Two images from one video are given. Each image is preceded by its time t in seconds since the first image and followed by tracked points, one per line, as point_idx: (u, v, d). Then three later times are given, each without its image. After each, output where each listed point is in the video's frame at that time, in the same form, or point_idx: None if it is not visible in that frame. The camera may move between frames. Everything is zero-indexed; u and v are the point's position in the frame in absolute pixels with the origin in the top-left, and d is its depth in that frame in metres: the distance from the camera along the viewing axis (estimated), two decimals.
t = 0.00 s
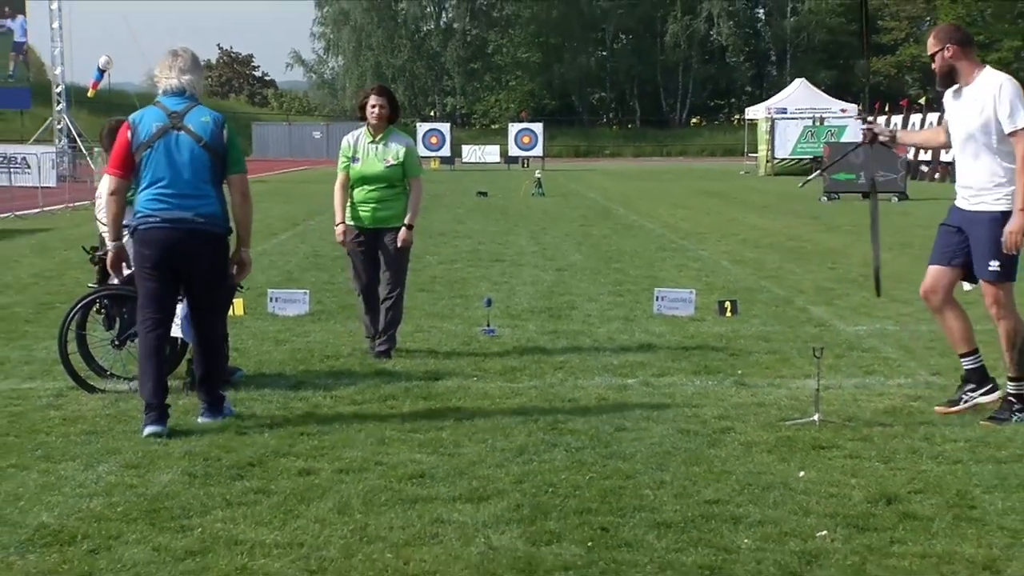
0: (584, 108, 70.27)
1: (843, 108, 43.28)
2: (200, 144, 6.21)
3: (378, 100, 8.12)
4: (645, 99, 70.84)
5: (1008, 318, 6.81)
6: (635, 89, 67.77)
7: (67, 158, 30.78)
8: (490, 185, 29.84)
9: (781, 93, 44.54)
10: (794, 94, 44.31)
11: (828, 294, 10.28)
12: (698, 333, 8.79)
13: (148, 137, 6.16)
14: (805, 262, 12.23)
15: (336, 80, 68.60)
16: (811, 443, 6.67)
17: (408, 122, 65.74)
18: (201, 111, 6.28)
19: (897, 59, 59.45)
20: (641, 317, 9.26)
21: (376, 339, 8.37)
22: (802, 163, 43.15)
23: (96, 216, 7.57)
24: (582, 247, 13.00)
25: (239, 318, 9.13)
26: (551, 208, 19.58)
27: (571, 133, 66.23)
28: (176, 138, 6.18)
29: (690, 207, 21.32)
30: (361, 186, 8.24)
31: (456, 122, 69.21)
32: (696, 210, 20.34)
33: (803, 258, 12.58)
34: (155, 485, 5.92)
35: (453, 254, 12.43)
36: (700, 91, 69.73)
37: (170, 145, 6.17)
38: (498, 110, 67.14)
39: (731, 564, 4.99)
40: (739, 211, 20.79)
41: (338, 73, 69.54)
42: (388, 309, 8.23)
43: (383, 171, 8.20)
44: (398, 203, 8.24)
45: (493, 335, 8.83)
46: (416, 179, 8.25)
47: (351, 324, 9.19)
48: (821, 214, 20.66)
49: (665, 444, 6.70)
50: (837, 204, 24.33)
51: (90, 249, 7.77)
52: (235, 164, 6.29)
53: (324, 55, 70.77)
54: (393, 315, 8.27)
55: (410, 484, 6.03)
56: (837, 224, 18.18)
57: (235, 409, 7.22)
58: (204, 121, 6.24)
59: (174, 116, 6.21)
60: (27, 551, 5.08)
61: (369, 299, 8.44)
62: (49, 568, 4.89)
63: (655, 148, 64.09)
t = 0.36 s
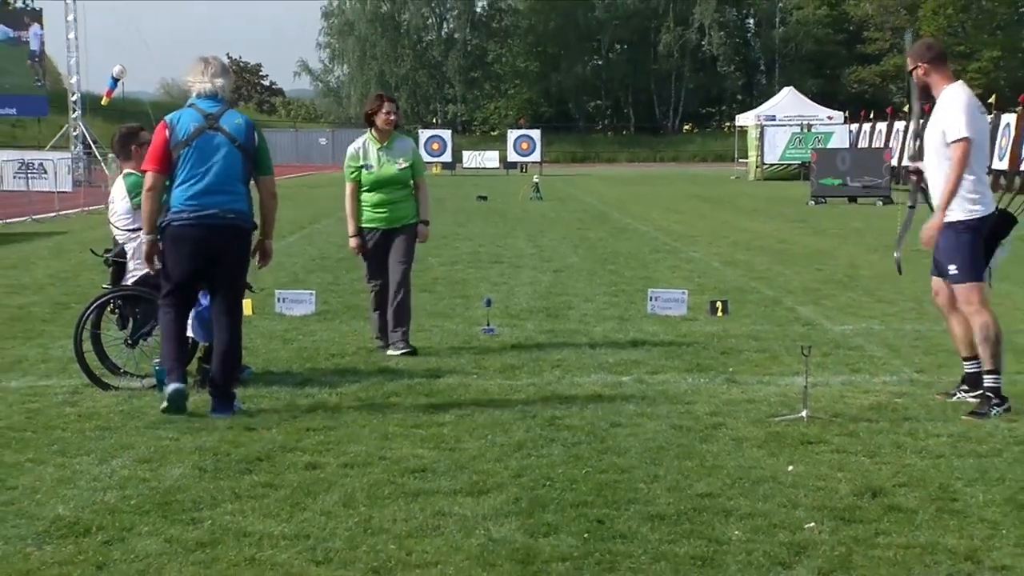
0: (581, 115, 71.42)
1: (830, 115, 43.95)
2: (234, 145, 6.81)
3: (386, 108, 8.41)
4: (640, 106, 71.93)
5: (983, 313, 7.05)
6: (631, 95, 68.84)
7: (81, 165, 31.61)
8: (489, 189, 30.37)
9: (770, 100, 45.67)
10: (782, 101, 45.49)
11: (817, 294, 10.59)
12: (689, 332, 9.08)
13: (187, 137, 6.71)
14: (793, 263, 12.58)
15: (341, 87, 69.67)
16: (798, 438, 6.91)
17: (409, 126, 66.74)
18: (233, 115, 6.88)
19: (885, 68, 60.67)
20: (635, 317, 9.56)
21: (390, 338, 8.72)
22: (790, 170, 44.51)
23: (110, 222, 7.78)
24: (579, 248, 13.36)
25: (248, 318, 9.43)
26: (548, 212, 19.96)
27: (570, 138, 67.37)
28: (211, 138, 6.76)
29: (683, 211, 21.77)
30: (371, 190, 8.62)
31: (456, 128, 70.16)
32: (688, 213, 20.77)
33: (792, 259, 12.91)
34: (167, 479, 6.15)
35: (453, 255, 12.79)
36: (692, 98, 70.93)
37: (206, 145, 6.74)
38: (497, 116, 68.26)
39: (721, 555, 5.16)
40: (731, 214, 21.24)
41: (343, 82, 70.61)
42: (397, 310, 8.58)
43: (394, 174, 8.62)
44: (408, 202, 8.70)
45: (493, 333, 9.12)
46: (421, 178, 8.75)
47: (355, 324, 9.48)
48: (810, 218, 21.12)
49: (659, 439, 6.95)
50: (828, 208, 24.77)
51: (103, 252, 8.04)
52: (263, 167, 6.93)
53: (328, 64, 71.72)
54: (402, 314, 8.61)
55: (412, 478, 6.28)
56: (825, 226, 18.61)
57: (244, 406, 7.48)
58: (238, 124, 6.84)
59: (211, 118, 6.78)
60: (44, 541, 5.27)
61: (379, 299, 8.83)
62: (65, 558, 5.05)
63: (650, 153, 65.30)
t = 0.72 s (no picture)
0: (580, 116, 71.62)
1: (827, 116, 44.14)
2: (231, 148, 6.87)
3: (395, 110, 8.58)
4: (639, 106, 72.09)
5: (900, 299, 7.54)
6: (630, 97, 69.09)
7: (85, 165, 31.74)
8: (489, 189, 30.49)
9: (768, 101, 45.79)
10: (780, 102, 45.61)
11: (814, 293, 10.67)
12: (687, 331, 9.15)
13: (185, 144, 6.79)
14: (790, 262, 12.67)
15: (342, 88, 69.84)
16: (796, 436, 6.97)
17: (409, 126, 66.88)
18: (230, 119, 6.94)
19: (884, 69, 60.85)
20: (634, 316, 9.65)
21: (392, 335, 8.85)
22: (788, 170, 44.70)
23: (113, 220, 7.87)
24: (578, 248, 13.45)
25: (251, 318, 9.52)
26: (548, 211, 19.99)
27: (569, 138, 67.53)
28: (210, 143, 6.83)
29: (682, 210, 21.91)
30: (382, 189, 8.75)
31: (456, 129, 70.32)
32: (687, 214, 20.89)
33: (789, 258, 13.01)
34: (170, 477, 6.22)
35: (454, 254, 12.89)
36: (692, 98, 71.12)
37: (204, 150, 6.81)
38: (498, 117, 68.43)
39: (720, 551, 5.23)
40: (729, 214, 21.37)
41: (344, 83, 70.82)
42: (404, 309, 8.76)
43: (406, 173, 8.75)
44: (418, 200, 8.86)
45: (494, 332, 9.20)
46: (428, 176, 8.90)
47: (357, 323, 9.56)
48: (807, 218, 21.24)
49: (657, 437, 7.02)
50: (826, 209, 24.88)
51: (107, 252, 8.13)
52: (261, 169, 7.01)
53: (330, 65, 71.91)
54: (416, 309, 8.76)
55: (413, 475, 6.35)
56: (822, 226, 18.73)
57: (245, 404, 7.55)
58: (235, 127, 6.90)
59: (207, 123, 6.83)
60: (49, 538, 5.34)
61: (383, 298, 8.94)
62: (69, 555, 5.12)
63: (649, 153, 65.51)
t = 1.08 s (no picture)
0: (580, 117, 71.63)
1: (828, 116, 44.16)
2: (218, 145, 6.91)
3: (419, 113, 8.61)
4: (639, 107, 72.08)
5: (866, 304, 7.73)
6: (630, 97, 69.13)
7: (86, 165, 31.69)
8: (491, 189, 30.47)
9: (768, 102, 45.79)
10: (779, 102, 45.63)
11: (813, 293, 10.69)
12: (687, 331, 9.16)
13: (172, 144, 6.84)
14: (790, 263, 12.69)
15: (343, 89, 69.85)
16: (796, 436, 6.98)
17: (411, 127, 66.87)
18: (214, 116, 6.99)
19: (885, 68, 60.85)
20: (635, 316, 9.66)
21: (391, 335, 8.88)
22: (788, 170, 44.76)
23: (112, 218, 7.91)
24: (578, 248, 13.46)
25: (252, 318, 9.52)
26: (549, 212, 20.03)
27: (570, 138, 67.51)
28: (196, 142, 6.87)
29: (682, 211, 21.93)
30: (405, 189, 8.76)
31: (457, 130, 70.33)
32: (688, 214, 20.89)
33: (789, 259, 13.03)
34: (171, 477, 6.23)
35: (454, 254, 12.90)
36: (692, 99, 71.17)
37: (192, 149, 6.86)
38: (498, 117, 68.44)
39: (720, 551, 5.24)
40: (728, 214, 21.40)
41: (345, 83, 70.81)
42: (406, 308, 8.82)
43: (430, 173, 8.78)
44: (441, 201, 8.91)
45: (494, 332, 9.21)
46: (451, 178, 8.96)
47: (358, 324, 9.56)
48: (806, 218, 21.27)
49: (658, 436, 7.03)
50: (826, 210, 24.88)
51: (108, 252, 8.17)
52: (249, 164, 7.07)
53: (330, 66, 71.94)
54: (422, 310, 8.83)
55: (414, 475, 6.36)
56: (821, 226, 18.74)
57: (244, 403, 7.56)
58: (220, 124, 6.95)
59: (193, 123, 6.88)
60: (51, 538, 5.35)
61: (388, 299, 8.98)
62: (71, 555, 5.12)
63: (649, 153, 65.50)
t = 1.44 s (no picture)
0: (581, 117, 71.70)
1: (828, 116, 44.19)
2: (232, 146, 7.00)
3: (440, 113, 8.63)
4: (639, 107, 72.10)
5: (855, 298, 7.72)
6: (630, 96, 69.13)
7: (87, 166, 31.71)
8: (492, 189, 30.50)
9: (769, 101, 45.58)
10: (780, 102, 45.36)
11: (813, 293, 10.70)
12: (688, 331, 9.17)
13: (192, 143, 6.85)
14: (789, 263, 12.70)
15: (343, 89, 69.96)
16: (796, 436, 6.98)
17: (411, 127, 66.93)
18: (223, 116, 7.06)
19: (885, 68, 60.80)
20: (636, 316, 9.66)
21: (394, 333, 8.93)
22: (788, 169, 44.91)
23: (113, 217, 7.90)
24: (578, 248, 13.47)
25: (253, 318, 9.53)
26: (550, 212, 20.05)
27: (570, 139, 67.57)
28: (213, 141, 6.93)
29: (682, 211, 21.96)
30: (425, 189, 8.77)
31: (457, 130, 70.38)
32: (689, 214, 20.90)
33: (790, 259, 13.05)
34: (172, 477, 6.24)
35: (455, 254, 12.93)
36: (692, 100, 71.19)
37: (210, 148, 6.91)
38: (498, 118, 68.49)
39: (720, 551, 5.24)
40: (728, 214, 21.43)
41: (345, 83, 70.90)
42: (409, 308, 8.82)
43: (451, 174, 8.81)
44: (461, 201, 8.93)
45: (495, 332, 9.22)
46: (472, 179, 8.99)
47: (359, 324, 9.55)
48: (806, 218, 21.27)
49: (659, 437, 7.03)
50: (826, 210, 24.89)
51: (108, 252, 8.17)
52: (256, 163, 7.20)
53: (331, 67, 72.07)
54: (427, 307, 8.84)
55: (414, 475, 6.36)
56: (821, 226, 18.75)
57: (245, 403, 7.56)
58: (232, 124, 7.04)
59: (209, 122, 6.93)
60: (51, 538, 5.35)
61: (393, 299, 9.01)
62: (71, 555, 5.13)
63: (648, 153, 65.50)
